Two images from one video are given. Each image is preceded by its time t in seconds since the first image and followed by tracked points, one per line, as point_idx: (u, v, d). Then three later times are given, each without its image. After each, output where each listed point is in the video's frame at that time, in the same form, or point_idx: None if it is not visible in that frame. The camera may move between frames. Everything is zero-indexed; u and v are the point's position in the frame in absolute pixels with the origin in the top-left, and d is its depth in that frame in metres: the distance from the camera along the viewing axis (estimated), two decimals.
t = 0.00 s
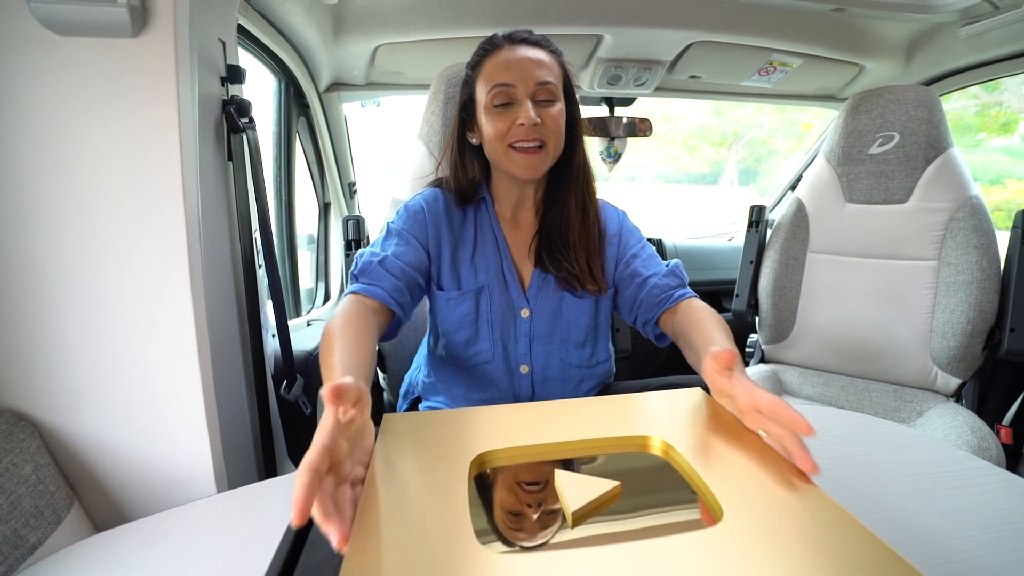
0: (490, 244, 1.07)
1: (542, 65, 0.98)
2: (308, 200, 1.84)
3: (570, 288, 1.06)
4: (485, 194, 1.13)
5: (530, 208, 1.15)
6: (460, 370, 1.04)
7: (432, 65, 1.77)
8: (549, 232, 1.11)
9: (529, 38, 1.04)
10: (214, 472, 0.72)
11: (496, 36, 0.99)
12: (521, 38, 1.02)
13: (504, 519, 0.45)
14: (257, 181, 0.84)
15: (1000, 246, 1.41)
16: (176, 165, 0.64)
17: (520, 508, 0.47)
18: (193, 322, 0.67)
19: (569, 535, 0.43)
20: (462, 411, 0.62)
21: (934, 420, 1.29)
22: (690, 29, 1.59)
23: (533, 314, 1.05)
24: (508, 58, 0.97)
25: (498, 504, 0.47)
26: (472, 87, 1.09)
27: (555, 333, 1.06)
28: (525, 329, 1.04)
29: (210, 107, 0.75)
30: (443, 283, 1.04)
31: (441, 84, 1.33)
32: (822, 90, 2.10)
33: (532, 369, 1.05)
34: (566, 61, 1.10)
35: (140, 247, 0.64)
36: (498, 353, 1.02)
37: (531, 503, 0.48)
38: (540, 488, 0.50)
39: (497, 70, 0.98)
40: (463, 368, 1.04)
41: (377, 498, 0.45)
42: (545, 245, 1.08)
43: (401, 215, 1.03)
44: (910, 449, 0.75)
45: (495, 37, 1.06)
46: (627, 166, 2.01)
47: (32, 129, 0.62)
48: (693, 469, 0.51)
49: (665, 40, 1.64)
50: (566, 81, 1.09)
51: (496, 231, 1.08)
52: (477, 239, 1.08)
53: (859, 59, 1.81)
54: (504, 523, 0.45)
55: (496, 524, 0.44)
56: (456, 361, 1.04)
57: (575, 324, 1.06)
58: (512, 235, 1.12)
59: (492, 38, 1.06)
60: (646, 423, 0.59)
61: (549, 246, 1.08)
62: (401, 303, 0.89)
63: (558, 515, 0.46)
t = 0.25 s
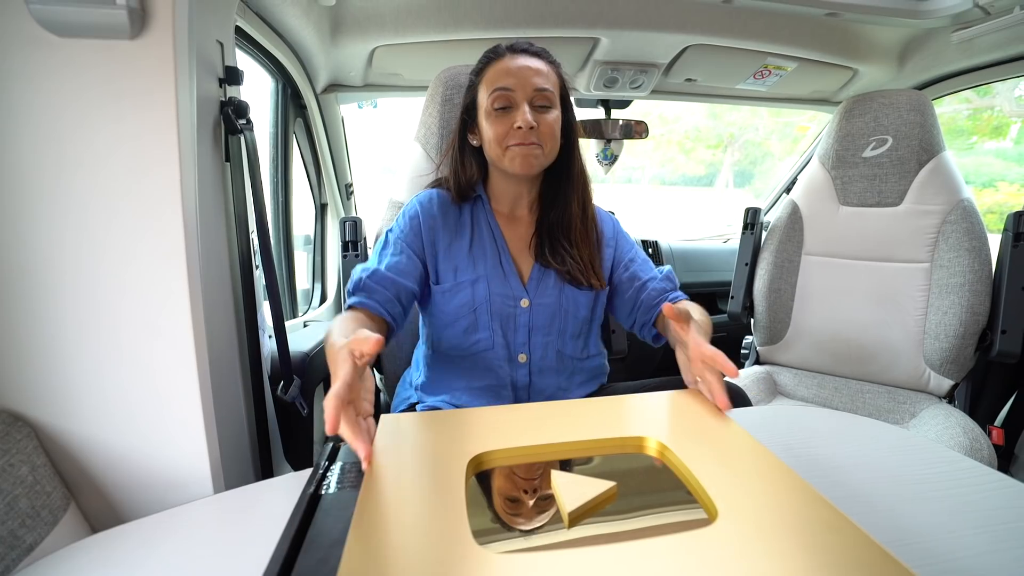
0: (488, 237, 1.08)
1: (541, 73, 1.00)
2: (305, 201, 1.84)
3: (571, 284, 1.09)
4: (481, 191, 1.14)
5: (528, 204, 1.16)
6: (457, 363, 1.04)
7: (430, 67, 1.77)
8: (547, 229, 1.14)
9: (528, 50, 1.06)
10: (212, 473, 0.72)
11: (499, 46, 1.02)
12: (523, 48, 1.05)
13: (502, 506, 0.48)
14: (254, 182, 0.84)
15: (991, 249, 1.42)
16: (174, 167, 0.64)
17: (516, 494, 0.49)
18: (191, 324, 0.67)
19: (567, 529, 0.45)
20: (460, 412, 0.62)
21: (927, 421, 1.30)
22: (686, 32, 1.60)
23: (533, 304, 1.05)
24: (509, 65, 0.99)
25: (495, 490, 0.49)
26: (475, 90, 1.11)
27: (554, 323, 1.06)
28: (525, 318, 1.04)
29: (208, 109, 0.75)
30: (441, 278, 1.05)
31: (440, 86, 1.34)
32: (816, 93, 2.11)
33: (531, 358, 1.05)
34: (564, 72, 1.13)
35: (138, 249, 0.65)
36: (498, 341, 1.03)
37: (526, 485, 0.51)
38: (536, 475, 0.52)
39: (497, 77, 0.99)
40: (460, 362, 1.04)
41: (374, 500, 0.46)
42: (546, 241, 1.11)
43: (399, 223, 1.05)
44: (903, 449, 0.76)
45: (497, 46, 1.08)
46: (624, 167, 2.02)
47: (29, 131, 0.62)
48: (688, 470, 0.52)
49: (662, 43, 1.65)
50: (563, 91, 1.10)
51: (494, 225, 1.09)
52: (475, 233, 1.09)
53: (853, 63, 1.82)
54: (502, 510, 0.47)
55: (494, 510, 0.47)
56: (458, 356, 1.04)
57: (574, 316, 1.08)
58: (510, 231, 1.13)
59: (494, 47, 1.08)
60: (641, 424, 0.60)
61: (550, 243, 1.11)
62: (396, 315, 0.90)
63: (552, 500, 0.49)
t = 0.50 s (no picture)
0: (484, 240, 1.09)
1: (536, 72, 1.01)
2: (304, 202, 1.84)
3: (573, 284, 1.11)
4: (476, 194, 1.15)
5: (524, 205, 1.16)
6: (459, 369, 1.05)
7: (429, 68, 1.78)
8: (544, 232, 1.15)
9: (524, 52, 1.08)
10: (213, 474, 0.72)
11: (495, 48, 1.04)
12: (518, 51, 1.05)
13: (499, 504, 0.48)
14: (254, 182, 0.84)
15: (990, 250, 1.42)
16: (174, 167, 0.64)
17: (513, 493, 0.50)
18: (191, 324, 0.67)
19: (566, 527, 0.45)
20: (460, 412, 0.62)
21: (925, 422, 1.31)
22: (685, 33, 1.60)
23: (532, 306, 1.05)
24: (504, 63, 1.00)
25: (493, 490, 0.49)
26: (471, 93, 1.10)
27: (553, 325, 1.07)
28: (524, 321, 1.05)
29: (208, 109, 0.75)
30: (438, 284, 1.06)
31: (439, 87, 1.34)
32: (815, 94, 2.12)
33: (530, 360, 1.05)
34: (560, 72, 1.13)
35: (138, 249, 0.65)
36: (497, 345, 1.03)
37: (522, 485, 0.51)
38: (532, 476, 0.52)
39: (492, 75, 1.00)
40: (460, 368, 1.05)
41: (374, 500, 0.46)
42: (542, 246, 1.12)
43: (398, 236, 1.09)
44: (902, 448, 0.76)
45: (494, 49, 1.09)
46: (623, 168, 2.03)
47: (30, 131, 0.62)
48: (687, 470, 0.52)
49: (661, 44, 1.65)
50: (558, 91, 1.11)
51: (490, 228, 1.10)
52: (471, 237, 1.09)
53: (851, 64, 1.83)
54: (501, 508, 0.47)
55: (492, 509, 0.47)
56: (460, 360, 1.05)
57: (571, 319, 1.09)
58: (507, 234, 1.14)
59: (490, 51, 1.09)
60: (641, 424, 0.60)
61: (548, 246, 1.12)
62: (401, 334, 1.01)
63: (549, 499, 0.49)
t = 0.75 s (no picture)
0: (481, 239, 1.09)
1: (539, 73, 1.00)
2: (305, 201, 1.84)
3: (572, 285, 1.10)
4: (474, 194, 1.15)
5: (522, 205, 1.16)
6: (456, 367, 1.05)
7: (430, 66, 1.78)
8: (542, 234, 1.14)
9: (527, 51, 1.06)
10: (215, 472, 0.72)
11: (499, 46, 1.02)
12: (520, 49, 1.04)
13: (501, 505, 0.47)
14: (256, 181, 0.84)
15: (993, 249, 1.42)
16: (177, 165, 0.64)
17: (514, 493, 0.49)
18: (193, 322, 0.67)
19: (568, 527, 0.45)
20: (461, 412, 0.62)
21: (928, 421, 1.31)
22: (687, 32, 1.60)
23: (529, 305, 1.05)
24: (507, 64, 0.99)
25: (493, 490, 0.49)
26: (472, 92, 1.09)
27: (550, 324, 1.07)
28: (522, 319, 1.05)
29: (210, 108, 0.75)
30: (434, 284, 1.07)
31: (440, 86, 1.34)
32: (818, 93, 2.11)
33: (528, 359, 1.05)
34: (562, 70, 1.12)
35: (141, 247, 0.65)
36: (493, 343, 1.03)
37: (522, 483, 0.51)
38: (531, 475, 0.52)
39: (495, 76, 0.99)
40: (456, 366, 1.05)
41: (374, 497, 0.46)
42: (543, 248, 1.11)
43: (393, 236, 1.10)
44: (905, 448, 0.76)
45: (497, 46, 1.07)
46: (624, 167, 2.02)
47: (33, 129, 0.62)
48: (690, 469, 0.52)
49: (663, 43, 1.65)
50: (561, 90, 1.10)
51: (486, 227, 1.10)
52: (468, 237, 1.09)
53: (854, 63, 1.82)
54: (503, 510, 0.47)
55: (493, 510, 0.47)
56: (456, 360, 1.05)
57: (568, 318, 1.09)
58: (505, 234, 1.13)
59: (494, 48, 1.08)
60: (643, 423, 0.60)
61: (547, 247, 1.12)
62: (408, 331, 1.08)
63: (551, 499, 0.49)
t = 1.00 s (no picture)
0: (485, 239, 1.09)
1: (551, 87, 0.98)
2: (306, 200, 1.84)
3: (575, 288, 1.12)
4: (476, 194, 1.15)
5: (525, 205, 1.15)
6: (458, 366, 1.04)
7: (431, 66, 1.78)
8: (546, 235, 1.14)
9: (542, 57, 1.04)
10: (216, 472, 0.72)
11: (512, 53, 1.00)
12: (534, 57, 1.02)
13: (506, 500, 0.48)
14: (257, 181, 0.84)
15: (994, 250, 1.42)
16: (178, 166, 0.64)
17: (518, 486, 0.50)
18: (194, 322, 0.67)
19: (569, 526, 0.45)
20: (462, 411, 0.62)
21: (928, 422, 1.31)
22: (688, 32, 1.60)
23: (533, 304, 1.06)
24: (519, 75, 0.98)
25: (497, 491, 0.49)
26: (482, 94, 1.08)
27: (553, 324, 1.07)
28: (525, 318, 1.05)
29: (212, 108, 0.75)
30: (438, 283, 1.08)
31: (441, 85, 1.34)
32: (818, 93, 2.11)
33: (531, 358, 1.05)
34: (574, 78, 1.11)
35: (143, 247, 0.65)
36: (497, 342, 1.03)
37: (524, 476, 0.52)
38: (533, 467, 0.53)
39: (505, 86, 0.98)
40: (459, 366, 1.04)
41: (376, 496, 0.46)
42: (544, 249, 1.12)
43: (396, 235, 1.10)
44: (905, 448, 0.76)
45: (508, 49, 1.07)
46: (624, 167, 2.03)
47: (35, 129, 0.62)
48: (691, 470, 0.52)
49: (664, 43, 1.65)
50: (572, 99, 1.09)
51: (490, 226, 1.10)
52: (471, 236, 1.10)
53: (855, 63, 1.82)
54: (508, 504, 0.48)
55: (497, 507, 0.47)
56: (458, 359, 1.04)
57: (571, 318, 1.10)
58: (508, 234, 1.14)
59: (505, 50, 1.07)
60: (643, 423, 0.60)
61: (551, 249, 1.12)
62: (397, 330, 1.05)
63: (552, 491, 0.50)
